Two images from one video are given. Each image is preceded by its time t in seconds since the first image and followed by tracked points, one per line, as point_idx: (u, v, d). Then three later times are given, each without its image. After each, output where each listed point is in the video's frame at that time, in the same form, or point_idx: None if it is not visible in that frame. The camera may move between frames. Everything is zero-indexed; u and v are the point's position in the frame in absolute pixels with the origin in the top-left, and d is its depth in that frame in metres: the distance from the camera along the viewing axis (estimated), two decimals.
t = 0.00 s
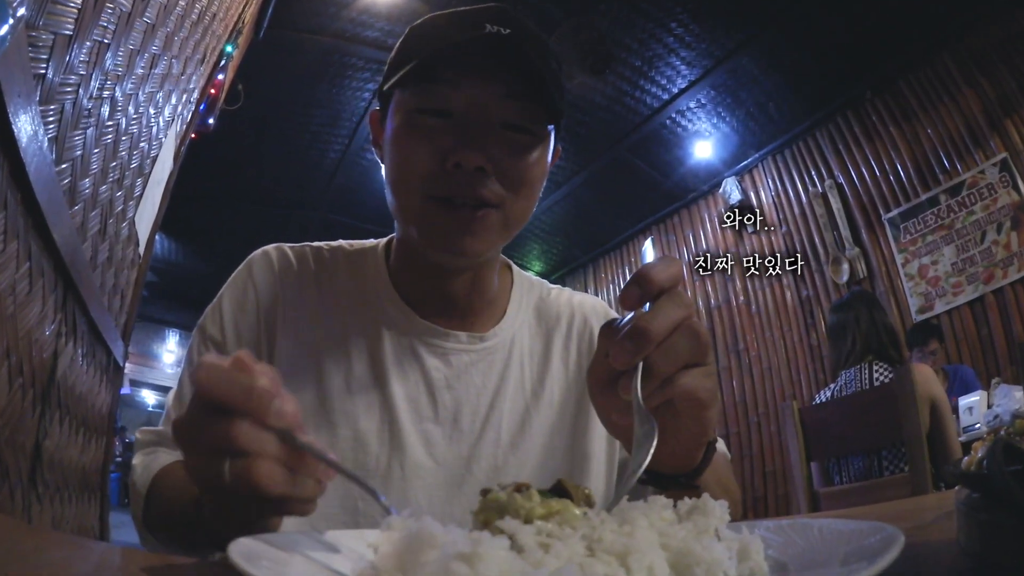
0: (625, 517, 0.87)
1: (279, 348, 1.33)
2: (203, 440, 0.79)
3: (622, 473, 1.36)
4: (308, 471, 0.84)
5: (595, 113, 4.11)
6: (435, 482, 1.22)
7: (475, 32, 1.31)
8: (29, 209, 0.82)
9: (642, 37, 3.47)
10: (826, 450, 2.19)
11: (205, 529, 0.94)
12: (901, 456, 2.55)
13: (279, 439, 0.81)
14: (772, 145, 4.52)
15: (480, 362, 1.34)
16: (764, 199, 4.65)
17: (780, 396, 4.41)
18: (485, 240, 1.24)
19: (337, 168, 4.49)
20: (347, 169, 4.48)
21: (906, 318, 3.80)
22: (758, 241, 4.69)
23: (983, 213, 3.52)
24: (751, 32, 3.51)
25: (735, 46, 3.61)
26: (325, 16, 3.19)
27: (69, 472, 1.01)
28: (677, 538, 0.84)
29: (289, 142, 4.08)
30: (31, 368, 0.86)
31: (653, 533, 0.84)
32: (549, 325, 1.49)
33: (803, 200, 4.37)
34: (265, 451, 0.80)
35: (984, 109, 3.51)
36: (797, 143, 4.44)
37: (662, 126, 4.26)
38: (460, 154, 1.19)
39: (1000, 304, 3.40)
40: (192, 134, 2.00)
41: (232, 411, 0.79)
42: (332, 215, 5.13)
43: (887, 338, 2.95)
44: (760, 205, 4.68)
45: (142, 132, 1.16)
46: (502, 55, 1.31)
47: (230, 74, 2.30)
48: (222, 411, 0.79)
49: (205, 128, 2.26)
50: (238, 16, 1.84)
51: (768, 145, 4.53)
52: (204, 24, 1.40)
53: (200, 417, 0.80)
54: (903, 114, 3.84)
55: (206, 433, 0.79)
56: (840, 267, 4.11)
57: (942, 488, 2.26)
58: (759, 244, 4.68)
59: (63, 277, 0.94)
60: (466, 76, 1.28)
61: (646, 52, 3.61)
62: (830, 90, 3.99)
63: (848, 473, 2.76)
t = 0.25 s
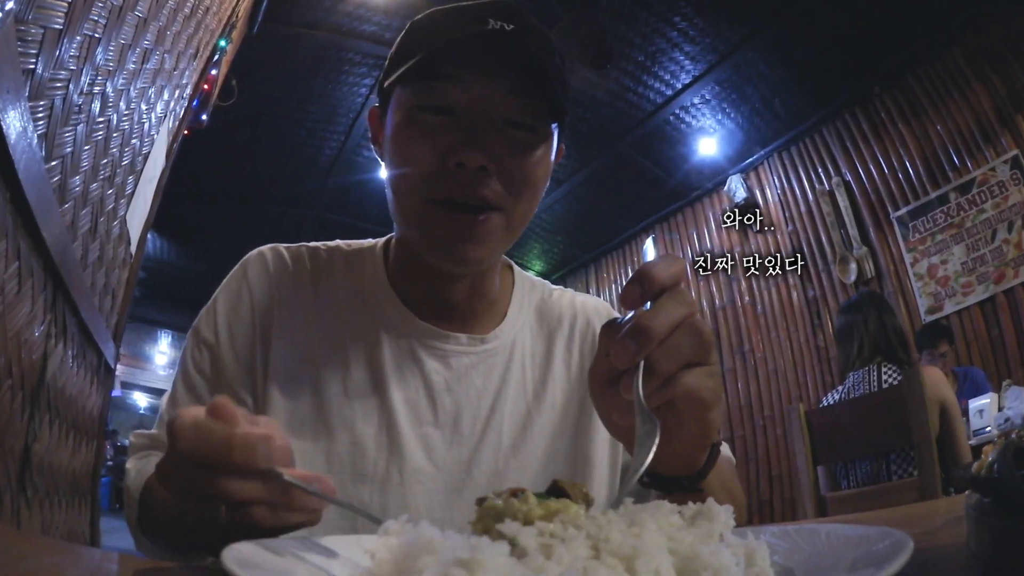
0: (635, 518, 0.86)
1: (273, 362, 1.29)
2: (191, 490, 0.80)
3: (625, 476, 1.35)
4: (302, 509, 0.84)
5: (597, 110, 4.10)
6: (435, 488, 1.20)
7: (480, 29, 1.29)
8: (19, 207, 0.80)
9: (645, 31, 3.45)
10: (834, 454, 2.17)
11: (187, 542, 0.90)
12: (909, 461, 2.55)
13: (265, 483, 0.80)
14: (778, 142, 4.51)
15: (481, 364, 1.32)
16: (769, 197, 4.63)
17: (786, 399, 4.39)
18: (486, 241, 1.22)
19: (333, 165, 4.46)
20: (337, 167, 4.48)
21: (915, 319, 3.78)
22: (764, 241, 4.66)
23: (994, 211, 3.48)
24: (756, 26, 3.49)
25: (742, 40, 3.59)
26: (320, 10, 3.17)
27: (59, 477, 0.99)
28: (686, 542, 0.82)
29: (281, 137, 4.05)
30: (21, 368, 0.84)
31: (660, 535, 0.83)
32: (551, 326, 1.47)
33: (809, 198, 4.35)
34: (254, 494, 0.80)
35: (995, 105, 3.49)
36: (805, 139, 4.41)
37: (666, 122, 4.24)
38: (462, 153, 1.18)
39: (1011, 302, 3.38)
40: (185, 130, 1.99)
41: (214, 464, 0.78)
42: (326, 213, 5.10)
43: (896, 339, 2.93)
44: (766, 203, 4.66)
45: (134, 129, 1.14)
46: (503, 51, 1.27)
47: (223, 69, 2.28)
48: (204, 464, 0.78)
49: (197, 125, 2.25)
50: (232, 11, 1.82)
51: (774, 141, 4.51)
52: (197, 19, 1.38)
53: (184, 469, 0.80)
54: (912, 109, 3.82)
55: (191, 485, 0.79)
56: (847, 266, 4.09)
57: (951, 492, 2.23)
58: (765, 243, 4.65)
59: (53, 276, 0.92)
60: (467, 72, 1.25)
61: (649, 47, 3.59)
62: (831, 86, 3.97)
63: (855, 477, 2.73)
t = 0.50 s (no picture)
0: (630, 525, 0.85)
1: (268, 357, 1.28)
2: (182, 502, 0.82)
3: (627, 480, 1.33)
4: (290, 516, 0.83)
5: (598, 106, 4.08)
6: (432, 492, 1.18)
7: (483, 27, 1.27)
8: (10, 206, 0.79)
9: (648, 26, 3.44)
10: (842, 457, 2.14)
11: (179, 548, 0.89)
12: (917, 464, 2.54)
13: (249, 490, 0.80)
14: (784, 138, 4.49)
15: (480, 366, 1.30)
16: (775, 195, 4.61)
17: (792, 400, 4.37)
18: (486, 240, 1.20)
19: (330, 162, 4.44)
20: (341, 164, 4.45)
21: (924, 319, 3.77)
22: (768, 240, 4.66)
23: (1004, 209, 3.46)
24: (760, 21, 3.47)
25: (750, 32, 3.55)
26: (315, 5, 3.16)
27: (50, 480, 0.97)
28: (681, 548, 0.81)
29: (278, 133, 4.03)
30: (11, 370, 0.82)
31: (651, 544, 0.82)
32: (551, 329, 1.46)
33: (816, 197, 4.34)
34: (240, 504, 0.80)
35: (1004, 102, 3.45)
36: (812, 135, 4.38)
37: (669, 118, 4.21)
38: (462, 153, 1.16)
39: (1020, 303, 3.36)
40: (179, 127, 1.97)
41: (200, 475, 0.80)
42: (324, 212, 5.08)
43: (904, 340, 2.92)
44: (771, 201, 4.64)
45: (126, 125, 1.12)
46: (506, 49, 1.26)
47: (217, 65, 2.26)
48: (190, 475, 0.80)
49: (191, 121, 2.22)
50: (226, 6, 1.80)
51: (779, 138, 4.50)
52: (191, 14, 1.36)
53: (176, 484, 0.82)
54: (920, 106, 3.78)
55: (183, 496, 0.81)
56: (854, 266, 4.08)
57: (960, 495, 2.21)
58: (770, 243, 4.65)
59: (44, 277, 0.91)
60: (467, 69, 1.23)
61: (653, 42, 3.58)
62: (834, 79, 3.95)
63: (863, 481, 2.73)
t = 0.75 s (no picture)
0: (624, 530, 0.85)
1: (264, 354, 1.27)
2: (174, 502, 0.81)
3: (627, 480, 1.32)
4: (281, 511, 0.82)
5: (598, 104, 4.07)
6: (431, 493, 1.18)
7: (484, 26, 1.26)
8: (4, 204, 0.78)
9: (650, 24, 3.42)
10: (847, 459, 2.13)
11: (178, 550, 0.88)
12: (921, 466, 2.51)
13: (238, 487, 0.78)
14: (787, 137, 4.48)
15: (480, 367, 1.29)
16: (778, 193, 4.60)
17: (795, 401, 4.36)
18: (487, 239, 1.19)
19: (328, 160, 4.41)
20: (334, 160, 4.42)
21: (928, 318, 3.75)
22: (771, 240, 4.66)
23: (1008, 208, 3.44)
24: (764, 18, 3.46)
25: (758, 26, 3.52)
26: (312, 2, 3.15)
27: (45, 483, 0.96)
28: (678, 552, 0.81)
29: (278, 132, 4.03)
30: (5, 371, 0.81)
31: (647, 548, 0.81)
32: (551, 330, 1.45)
33: (820, 195, 4.33)
34: (230, 500, 0.79)
35: (1009, 101, 3.45)
36: (816, 133, 4.37)
37: (671, 116, 4.20)
38: (462, 152, 1.15)
39: None
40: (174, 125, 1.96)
41: (187, 476, 0.78)
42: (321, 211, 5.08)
43: (908, 340, 2.90)
44: (774, 200, 4.63)
45: (123, 124, 1.11)
46: (507, 49, 1.25)
47: (214, 63, 2.25)
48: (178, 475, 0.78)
49: (187, 119, 2.21)
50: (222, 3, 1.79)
51: (782, 136, 4.49)
52: (186, 11, 1.35)
53: (168, 484, 0.81)
54: (925, 104, 3.78)
55: (174, 497, 0.80)
56: (858, 265, 4.06)
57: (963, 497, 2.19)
58: (773, 243, 4.64)
59: (39, 277, 0.90)
60: (468, 68, 1.22)
61: (654, 40, 3.57)
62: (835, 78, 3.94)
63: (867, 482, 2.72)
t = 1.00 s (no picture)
0: (603, 497, 1.00)
1: (302, 353, 1.41)
2: (221, 459, 0.93)
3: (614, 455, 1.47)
4: (313, 468, 0.95)
5: (586, 132, 4.24)
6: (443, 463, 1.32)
7: (488, 65, 1.40)
8: (78, 217, 0.92)
9: (632, 61, 3.58)
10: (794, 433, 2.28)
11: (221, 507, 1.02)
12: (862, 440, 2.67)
13: (277, 446, 0.91)
14: (746, 159, 4.65)
15: (485, 356, 1.43)
16: (738, 209, 4.77)
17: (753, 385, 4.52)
18: (492, 248, 1.34)
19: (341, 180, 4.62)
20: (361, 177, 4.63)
21: (867, 316, 3.91)
22: (731, 247, 4.81)
23: (936, 220, 3.62)
24: (731, 55, 3.61)
25: (717, 68, 3.72)
26: (343, 43, 3.27)
27: (115, 455, 1.11)
28: (651, 514, 0.96)
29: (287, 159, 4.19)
30: (79, 359, 0.95)
31: (627, 512, 0.96)
32: (546, 324, 1.60)
33: (773, 209, 4.49)
34: (270, 457, 0.91)
35: (938, 126, 3.63)
36: (770, 156, 4.54)
37: (647, 142, 4.40)
38: (471, 173, 1.29)
39: (951, 302, 3.52)
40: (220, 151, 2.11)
41: (234, 437, 0.90)
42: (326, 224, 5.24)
43: (851, 332, 3.05)
44: (734, 214, 4.80)
45: (179, 147, 1.26)
46: (512, 85, 1.39)
47: (256, 93, 2.41)
48: (227, 436, 0.90)
49: (234, 143, 2.37)
50: (266, 42, 1.94)
51: (743, 158, 4.66)
52: (234, 49, 1.49)
53: (217, 444, 0.93)
54: (864, 130, 3.96)
55: (222, 455, 0.92)
56: (807, 268, 4.21)
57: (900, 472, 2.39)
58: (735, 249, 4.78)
59: (109, 279, 1.04)
60: (477, 102, 1.36)
61: (632, 75, 3.72)
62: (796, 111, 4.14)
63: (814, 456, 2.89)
